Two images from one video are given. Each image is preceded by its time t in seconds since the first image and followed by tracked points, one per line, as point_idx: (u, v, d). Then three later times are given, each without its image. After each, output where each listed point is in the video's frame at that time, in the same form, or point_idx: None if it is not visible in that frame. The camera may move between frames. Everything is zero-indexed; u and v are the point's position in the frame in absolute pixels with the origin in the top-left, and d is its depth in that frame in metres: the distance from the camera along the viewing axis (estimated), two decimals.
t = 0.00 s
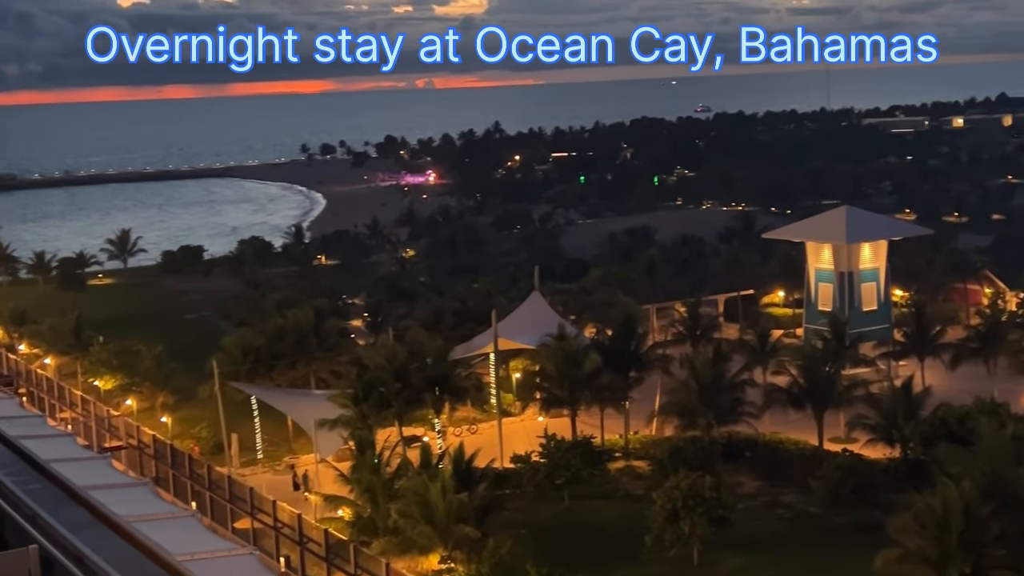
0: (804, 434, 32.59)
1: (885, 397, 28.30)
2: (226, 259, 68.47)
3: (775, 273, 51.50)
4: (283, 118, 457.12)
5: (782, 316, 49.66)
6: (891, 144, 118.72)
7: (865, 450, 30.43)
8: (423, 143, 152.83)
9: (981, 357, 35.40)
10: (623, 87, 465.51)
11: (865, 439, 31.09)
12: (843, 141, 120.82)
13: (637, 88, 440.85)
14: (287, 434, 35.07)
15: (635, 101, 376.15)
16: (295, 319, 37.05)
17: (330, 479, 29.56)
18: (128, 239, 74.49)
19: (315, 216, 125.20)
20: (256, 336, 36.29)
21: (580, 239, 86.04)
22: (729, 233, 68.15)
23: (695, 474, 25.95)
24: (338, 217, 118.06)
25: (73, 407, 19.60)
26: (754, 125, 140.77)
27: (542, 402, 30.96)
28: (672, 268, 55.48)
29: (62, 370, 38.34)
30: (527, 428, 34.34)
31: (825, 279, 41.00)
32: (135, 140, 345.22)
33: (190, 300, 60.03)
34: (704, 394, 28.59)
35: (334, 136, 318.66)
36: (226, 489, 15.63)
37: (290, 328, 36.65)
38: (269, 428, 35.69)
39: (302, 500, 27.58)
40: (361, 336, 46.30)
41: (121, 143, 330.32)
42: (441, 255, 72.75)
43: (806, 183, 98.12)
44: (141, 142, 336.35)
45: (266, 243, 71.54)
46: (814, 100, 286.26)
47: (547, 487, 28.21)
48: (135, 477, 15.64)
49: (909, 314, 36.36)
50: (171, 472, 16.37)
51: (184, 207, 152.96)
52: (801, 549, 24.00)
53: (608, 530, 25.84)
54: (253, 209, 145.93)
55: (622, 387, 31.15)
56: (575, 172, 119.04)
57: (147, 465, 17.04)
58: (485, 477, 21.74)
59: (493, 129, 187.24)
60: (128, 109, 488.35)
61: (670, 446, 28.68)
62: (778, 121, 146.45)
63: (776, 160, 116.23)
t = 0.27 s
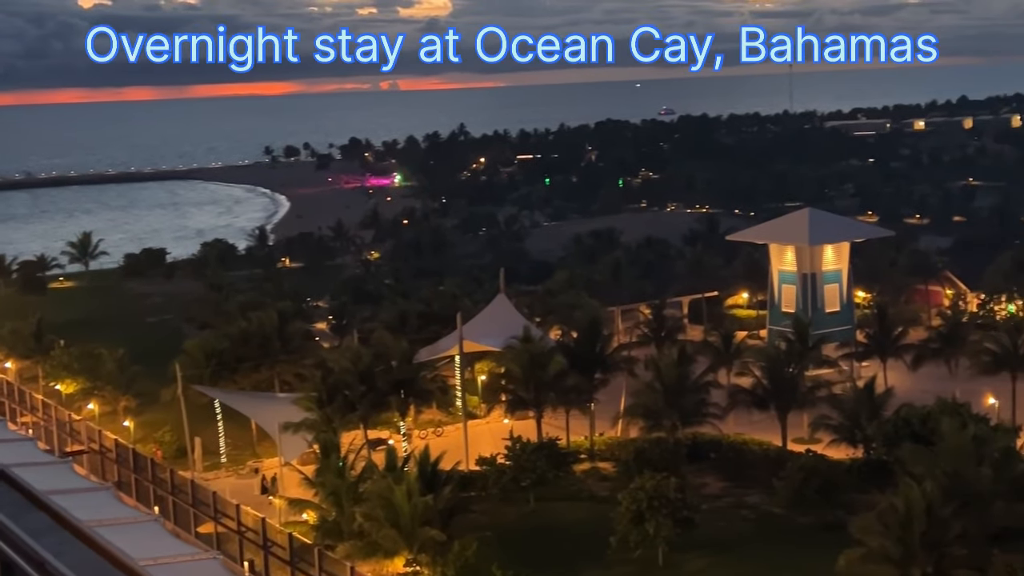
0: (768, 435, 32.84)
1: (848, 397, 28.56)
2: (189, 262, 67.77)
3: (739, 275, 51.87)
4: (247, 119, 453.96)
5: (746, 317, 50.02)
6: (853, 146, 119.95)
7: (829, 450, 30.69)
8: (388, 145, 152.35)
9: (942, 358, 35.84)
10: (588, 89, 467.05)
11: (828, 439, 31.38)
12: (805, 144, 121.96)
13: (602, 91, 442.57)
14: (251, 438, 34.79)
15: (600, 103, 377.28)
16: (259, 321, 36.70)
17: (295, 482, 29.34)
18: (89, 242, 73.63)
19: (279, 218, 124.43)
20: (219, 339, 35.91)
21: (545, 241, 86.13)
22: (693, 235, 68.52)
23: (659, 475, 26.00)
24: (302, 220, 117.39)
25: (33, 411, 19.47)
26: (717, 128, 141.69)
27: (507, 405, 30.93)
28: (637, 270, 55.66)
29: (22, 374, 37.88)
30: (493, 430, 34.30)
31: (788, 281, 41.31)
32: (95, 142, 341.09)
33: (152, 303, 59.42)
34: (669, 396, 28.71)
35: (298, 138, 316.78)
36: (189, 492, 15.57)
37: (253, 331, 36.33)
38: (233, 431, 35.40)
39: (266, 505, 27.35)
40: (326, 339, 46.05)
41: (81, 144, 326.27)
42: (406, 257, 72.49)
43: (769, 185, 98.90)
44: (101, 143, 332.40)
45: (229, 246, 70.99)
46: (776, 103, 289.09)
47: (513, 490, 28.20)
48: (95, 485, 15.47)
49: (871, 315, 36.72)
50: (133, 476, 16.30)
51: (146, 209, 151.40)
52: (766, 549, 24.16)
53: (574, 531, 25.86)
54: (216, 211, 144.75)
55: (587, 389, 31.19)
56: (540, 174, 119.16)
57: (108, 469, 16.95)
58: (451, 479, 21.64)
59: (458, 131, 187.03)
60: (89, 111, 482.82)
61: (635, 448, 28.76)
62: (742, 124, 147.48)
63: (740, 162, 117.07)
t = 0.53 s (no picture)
0: (732, 436, 33.06)
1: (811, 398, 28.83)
2: (152, 265, 67.06)
3: (704, 277, 52.18)
4: (210, 121, 450.10)
5: (711, 319, 50.34)
6: (815, 149, 121.08)
7: (792, 451, 30.95)
8: (352, 147, 151.69)
9: (903, 358, 36.27)
10: (554, 91, 468.06)
11: (791, 440, 31.66)
12: (769, 147, 122.97)
13: (567, 93, 443.79)
14: (215, 441, 34.44)
15: (566, 105, 377.97)
16: (222, 323, 36.26)
17: (259, 486, 29.11)
18: (50, 244, 72.66)
19: (242, 220, 123.45)
20: (183, 342, 35.52)
21: (510, 243, 86.15)
22: (658, 237, 68.83)
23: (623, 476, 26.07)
24: (266, 222, 116.53)
25: None
26: (682, 131, 142.46)
27: (473, 406, 30.85)
28: (603, 272, 55.81)
29: None
30: (459, 432, 34.24)
31: (752, 283, 41.65)
32: (55, 143, 336.44)
33: (114, 306, 58.75)
34: (634, 397, 28.82)
35: (262, 140, 314.52)
36: (151, 497, 16.08)
37: (217, 333, 35.96)
38: (197, 435, 35.03)
39: (230, 508, 27.09)
40: (291, 341, 45.72)
41: (40, 146, 321.70)
42: (372, 260, 72.22)
43: (733, 187, 99.58)
44: (61, 145, 328.13)
45: (193, 248, 70.36)
46: (740, 106, 291.04)
47: (479, 492, 28.17)
48: (59, 487, 16.07)
49: (834, 316, 37.06)
50: (95, 481, 16.80)
51: (107, 211, 149.62)
52: (730, 550, 24.24)
53: (539, 533, 25.88)
54: (179, 213, 143.41)
55: (553, 390, 31.19)
56: (505, 176, 119.16)
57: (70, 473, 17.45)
58: (416, 482, 21.57)
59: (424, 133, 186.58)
60: (49, 111, 476.72)
61: (601, 449, 28.79)
62: (706, 126, 148.36)
63: (704, 164, 117.79)
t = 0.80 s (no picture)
0: (695, 436, 33.23)
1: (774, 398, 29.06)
2: (112, 266, 66.23)
3: (667, 278, 52.45)
4: (170, 121, 445.40)
5: (674, 319, 50.61)
6: (776, 150, 122.14)
7: (755, 451, 31.17)
8: (315, 148, 150.82)
9: (864, 359, 36.69)
10: (517, 92, 468.56)
11: (754, 440, 31.88)
12: (731, 148, 123.91)
13: (531, 94, 444.46)
14: (176, 444, 34.08)
15: (529, 106, 378.24)
16: (184, 325, 35.82)
17: (221, 489, 28.84)
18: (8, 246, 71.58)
19: (203, 221, 122.30)
20: (144, 344, 35.13)
21: (474, 244, 86.09)
22: (622, 238, 69.10)
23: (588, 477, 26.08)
24: (227, 223, 115.54)
25: None
26: (645, 132, 143.10)
27: (436, 408, 30.77)
28: (567, 273, 55.89)
29: None
30: (423, 434, 34.12)
31: (715, 283, 41.91)
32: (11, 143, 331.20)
33: (73, 308, 57.99)
34: (598, 398, 28.89)
35: (223, 141, 311.80)
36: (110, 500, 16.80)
37: (179, 335, 35.57)
38: (158, 438, 34.63)
39: (192, 512, 26.78)
40: (253, 343, 45.34)
41: None
42: (335, 262, 71.86)
43: (695, 189, 100.20)
44: (18, 145, 323.13)
45: (154, 250, 69.63)
46: (702, 107, 292.82)
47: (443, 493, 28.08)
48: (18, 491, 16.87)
49: (796, 317, 37.37)
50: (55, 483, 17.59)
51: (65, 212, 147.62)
52: (694, 551, 24.29)
53: (503, 534, 25.84)
54: (139, 214, 141.75)
55: (516, 391, 31.17)
56: (469, 177, 119.04)
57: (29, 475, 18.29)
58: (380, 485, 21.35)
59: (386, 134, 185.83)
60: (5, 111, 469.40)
61: (565, 450, 28.81)
62: (669, 127, 149.14)
63: (666, 165, 118.43)
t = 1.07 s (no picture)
0: (659, 435, 33.38)
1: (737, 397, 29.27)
2: (73, 267, 65.34)
3: (631, 277, 52.66)
4: (131, 120, 440.28)
5: (638, 319, 50.81)
6: (739, 151, 123.02)
7: (719, 449, 31.38)
8: (279, 148, 149.71)
9: (827, 357, 37.04)
10: (482, 92, 468.28)
11: (718, 439, 32.06)
12: (695, 148, 124.60)
13: (496, 94, 444.40)
14: (139, 446, 33.71)
15: (494, 106, 377.94)
16: (147, 325, 35.40)
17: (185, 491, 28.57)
18: None
19: (165, 221, 120.99)
20: (107, 344, 34.73)
21: (439, 244, 85.92)
22: (587, 238, 69.23)
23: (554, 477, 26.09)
24: (190, 223, 114.37)
25: None
26: (609, 132, 143.46)
27: (401, 409, 30.65)
28: (532, 273, 55.87)
29: None
30: (388, 434, 33.99)
31: (679, 283, 42.08)
32: None
33: (33, 309, 57.16)
34: (562, 397, 28.95)
35: (185, 141, 308.67)
36: (72, 502, 16.67)
37: (141, 336, 35.18)
38: (121, 439, 34.23)
39: (155, 514, 26.49)
40: (217, 344, 44.96)
41: None
42: (299, 262, 71.41)
43: (660, 188, 100.64)
44: None
45: (115, 250, 68.78)
46: (667, 107, 293.96)
47: (408, 494, 27.97)
48: None
49: (759, 316, 37.65)
50: (17, 486, 17.67)
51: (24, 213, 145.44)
52: (659, 550, 24.35)
53: (467, 533, 25.84)
54: (100, 215, 139.97)
55: (481, 391, 31.12)
56: (434, 177, 118.70)
57: None
58: (345, 484, 21.13)
59: (351, 134, 184.81)
60: None
61: (531, 449, 28.83)
62: (633, 127, 149.64)
63: (631, 165, 118.84)
